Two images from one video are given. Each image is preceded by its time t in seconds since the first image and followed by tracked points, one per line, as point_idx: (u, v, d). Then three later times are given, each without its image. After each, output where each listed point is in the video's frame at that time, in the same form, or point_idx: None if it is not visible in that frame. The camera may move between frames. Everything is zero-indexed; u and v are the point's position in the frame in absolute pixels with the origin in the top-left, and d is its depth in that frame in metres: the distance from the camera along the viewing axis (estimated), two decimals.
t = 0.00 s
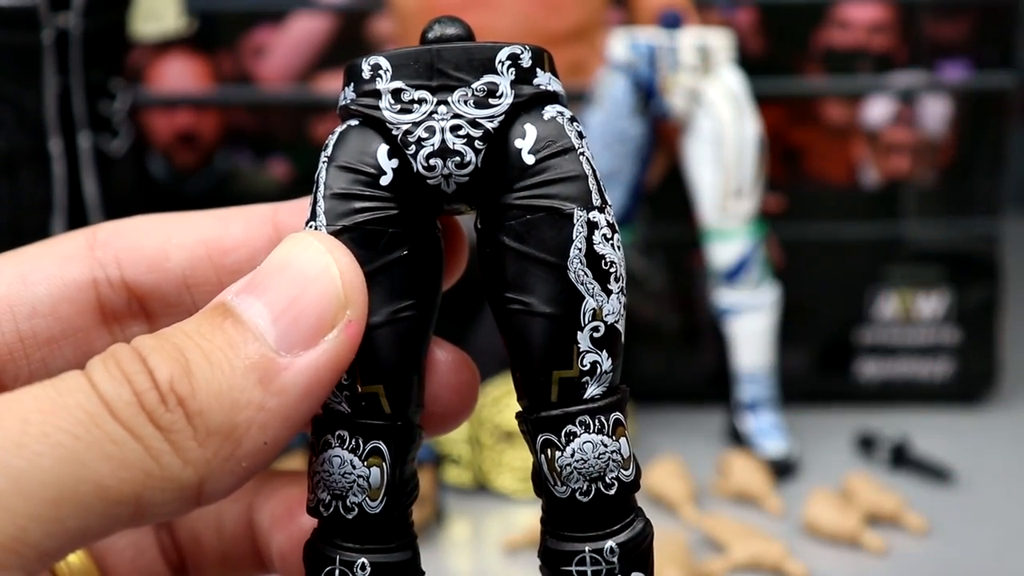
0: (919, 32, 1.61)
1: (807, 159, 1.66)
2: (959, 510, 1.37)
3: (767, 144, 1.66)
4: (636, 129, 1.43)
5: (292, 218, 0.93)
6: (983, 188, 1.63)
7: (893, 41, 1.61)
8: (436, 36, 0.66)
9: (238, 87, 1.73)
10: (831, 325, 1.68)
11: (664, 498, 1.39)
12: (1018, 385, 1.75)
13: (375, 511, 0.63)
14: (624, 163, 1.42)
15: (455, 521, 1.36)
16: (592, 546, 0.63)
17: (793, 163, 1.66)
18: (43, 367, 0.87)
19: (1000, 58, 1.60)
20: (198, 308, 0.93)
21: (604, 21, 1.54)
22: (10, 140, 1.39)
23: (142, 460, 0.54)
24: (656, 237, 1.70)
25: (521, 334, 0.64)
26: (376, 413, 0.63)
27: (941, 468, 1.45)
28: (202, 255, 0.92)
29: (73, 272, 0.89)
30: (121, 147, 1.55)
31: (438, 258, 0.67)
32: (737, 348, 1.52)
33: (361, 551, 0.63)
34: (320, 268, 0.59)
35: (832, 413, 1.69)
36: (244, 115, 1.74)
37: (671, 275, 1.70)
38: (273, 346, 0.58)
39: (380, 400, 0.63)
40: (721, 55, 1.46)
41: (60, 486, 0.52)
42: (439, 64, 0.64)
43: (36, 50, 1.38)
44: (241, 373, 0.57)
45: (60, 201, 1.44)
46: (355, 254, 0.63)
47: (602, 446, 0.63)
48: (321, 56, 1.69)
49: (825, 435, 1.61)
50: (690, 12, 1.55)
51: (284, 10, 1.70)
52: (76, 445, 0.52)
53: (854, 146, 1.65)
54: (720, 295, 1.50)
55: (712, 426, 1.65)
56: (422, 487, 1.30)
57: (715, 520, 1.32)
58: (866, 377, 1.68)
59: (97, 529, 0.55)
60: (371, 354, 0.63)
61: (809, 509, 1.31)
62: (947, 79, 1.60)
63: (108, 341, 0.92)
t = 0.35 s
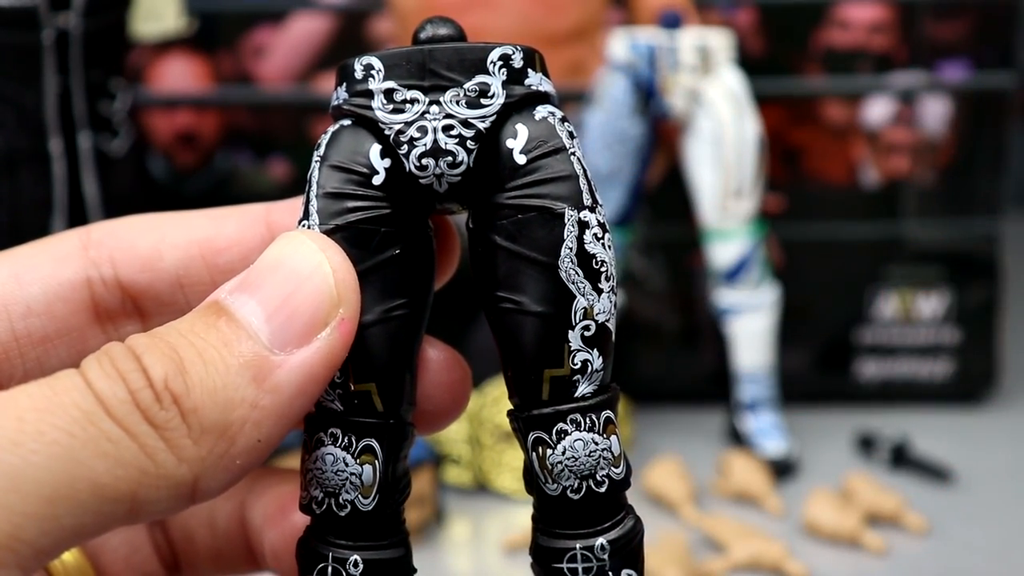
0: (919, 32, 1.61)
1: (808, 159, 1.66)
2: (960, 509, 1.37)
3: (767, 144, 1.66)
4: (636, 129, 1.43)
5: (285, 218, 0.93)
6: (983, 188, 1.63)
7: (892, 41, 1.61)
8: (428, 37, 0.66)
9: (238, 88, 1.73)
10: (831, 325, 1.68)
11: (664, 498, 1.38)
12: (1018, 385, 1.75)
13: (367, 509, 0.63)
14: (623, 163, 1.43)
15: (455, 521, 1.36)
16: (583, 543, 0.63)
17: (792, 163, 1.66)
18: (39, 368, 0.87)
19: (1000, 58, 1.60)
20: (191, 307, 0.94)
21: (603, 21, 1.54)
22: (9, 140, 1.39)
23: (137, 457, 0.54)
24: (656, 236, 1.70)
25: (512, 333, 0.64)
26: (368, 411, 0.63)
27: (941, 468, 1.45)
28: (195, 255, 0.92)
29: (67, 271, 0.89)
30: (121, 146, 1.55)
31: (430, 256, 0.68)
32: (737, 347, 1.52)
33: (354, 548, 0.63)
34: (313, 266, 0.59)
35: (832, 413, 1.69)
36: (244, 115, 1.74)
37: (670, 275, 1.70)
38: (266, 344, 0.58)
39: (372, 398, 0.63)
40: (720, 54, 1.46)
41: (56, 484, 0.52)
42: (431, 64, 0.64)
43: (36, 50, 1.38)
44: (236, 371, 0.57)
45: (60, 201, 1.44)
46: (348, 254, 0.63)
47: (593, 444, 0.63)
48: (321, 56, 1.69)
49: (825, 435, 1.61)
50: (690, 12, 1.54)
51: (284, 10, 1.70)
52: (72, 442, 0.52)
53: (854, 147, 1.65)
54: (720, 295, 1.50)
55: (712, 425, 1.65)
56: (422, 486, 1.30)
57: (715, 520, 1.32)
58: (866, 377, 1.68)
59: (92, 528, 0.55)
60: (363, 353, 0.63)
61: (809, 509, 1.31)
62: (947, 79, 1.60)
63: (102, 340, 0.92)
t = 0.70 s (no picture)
0: (918, 32, 1.61)
1: (808, 160, 1.66)
2: (959, 510, 1.37)
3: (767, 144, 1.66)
4: (636, 129, 1.43)
5: (291, 223, 0.94)
6: (982, 188, 1.63)
7: (893, 41, 1.61)
8: (434, 43, 0.66)
9: (238, 87, 1.73)
10: (831, 326, 1.68)
11: (664, 498, 1.39)
12: (1018, 385, 1.75)
13: (372, 517, 0.63)
14: (623, 163, 1.43)
15: (455, 521, 1.36)
16: (587, 552, 0.63)
17: (793, 163, 1.66)
18: (44, 373, 0.87)
19: (1000, 58, 1.60)
20: (197, 312, 0.94)
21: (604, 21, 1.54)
22: (10, 140, 1.38)
23: (143, 466, 0.54)
24: (657, 236, 1.70)
25: (518, 342, 0.65)
26: (373, 419, 0.64)
27: (941, 468, 1.45)
28: (202, 259, 0.92)
29: (73, 276, 0.89)
30: (121, 147, 1.56)
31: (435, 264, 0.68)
32: (738, 347, 1.52)
33: (359, 556, 0.63)
34: (319, 275, 0.60)
35: (831, 413, 1.69)
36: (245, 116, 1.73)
37: (671, 275, 1.70)
38: (271, 353, 0.59)
39: (377, 406, 0.64)
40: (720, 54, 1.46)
41: (61, 492, 0.52)
42: (436, 72, 0.65)
43: (37, 50, 1.38)
44: (241, 380, 0.57)
45: (61, 201, 1.44)
46: (353, 262, 0.64)
47: (598, 454, 0.63)
48: (322, 56, 1.69)
49: (825, 434, 1.61)
50: (690, 12, 1.54)
51: (284, 10, 1.70)
52: (78, 451, 0.52)
53: (854, 147, 1.65)
54: (720, 295, 1.51)
55: (713, 425, 1.66)
56: (422, 486, 1.30)
57: (716, 520, 1.32)
58: (866, 377, 1.68)
59: (97, 536, 0.55)
60: (368, 360, 0.64)
61: (809, 509, 1.31)
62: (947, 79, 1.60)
63: (108, 346, 0.92)
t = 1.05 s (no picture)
0: (918, 31, 1.60)
1: (807, 159, 1.65)
2: (960, 510, 1.37)
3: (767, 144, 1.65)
4: (636, 128, 1.43)
5: (301, 242, 0.94)
6: (982, 188, 1.63)
7: (893, 41, 1.60)
8: (446, 69, 0.66)
9: (238, 87, 1.72)
10: (831, 326, 1.68)
11: (664, 499, 1.39)
12: (1019, 386, 1.75)
13: (377, 534, 0.64)
14: (623, 163, 1.42)
15: (456, 521, 1.36)
16: (587, 572, 0.63)
17: (793, 162, 1.65)
18: (55, 387, 0.88)
19: (1001, 58, 1.59)
20: (208, 330, 0.94)
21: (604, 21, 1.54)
22: (9, 141, 1.38)
23: (158, 483, 0.54)
24: (657, 236, 1.69)
25: (525, 366, 0.65)
26: (381, 439, 0.64)
27: (941, 469, 1.45)
28: (212, 278, 0.93)
29: (85, 293, 0.89)
30: (120, 146, 1.55)
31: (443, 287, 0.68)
32: (737, 348, 1.52)
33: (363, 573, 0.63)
34: (332, 296, 0.60)
35: (831, 414, 1.69)
36: (244, 116, 1.73)
37: (670, 274, 1.70)
38: (284, 374, 0.59)
39: (385, 427, 0.64)
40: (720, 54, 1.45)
41: (77, 508, 0.52)
42: (450, 99, 0.65)
43: (36, 50, 1.37)
44: (255, 400, 0.57)
45: (60, 200, 1.43)
46: (366, 287, 0.64)
47: (600, 476, 0.64)
48: (321, 56, 1.69)
49: (826, 434, 1.61)
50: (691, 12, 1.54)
51: (283, 10, 1.69)
52: (95, 467, 0.52)
53: (854, 146, 1.64)
54: (720, 294, 1.50)
55: (713, 426, 1.66)
56: (422, 486, 1.30)
57: (716, 521, 1.32)
58: (866, 377, 1.68)
59: (110, 552, 0.55)
60: (378, 381, 0.64)
61: (809, 509, 1.31)
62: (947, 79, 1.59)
63: (118, 363, 0.92)
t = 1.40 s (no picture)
0: (918, 31, 1.60)
1: (808, 159, 1.65)
2: (959, 509, 1.37)
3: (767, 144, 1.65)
4: (636, 128, 1.43)
5: (305, 243, 0.94)
6: (983, 188, 1.62)
7: (893, 41, 1.60)
8: (456, 73, 0.65)
9: (238, 88, 1.72)
10: (831, 325, 1.68)
11: (665, 499, 1.39)
12: (1019, 386, 1.75)
13: (383, 542, 0.64)
14: (624, 164, 1.42)
15: (455, 521, 1.36)
16: None
17: (793, 162, 1.65)
18: (57, 389, 0.88)
19: (1001, 57, 1.59)
20: (211, 330, 0.95)
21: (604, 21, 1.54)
22: (9, 141, 1.38)
23: (164, 495, 0.54)
24: (656, 236, 1.69)
25: (534, 375, 0.65)
26: (388, 447, 0.65)
27: (941, 468, 1.45)
28: (216, 278, 0.93)
29: (88, 293, 0.89)
30: (120, 146, 1.56)
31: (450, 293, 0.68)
32: (737, 348, 1.52)
33: None
34: (340, 305, 0.60)
35: (831, 414, 1.69)
36: (244, 115, 1.73)
37: (670, 270, 1.70)
38: (291, 383, 0.59)
39: (392, 435, 0.65)
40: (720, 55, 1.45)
41: (83, 521, 0.52)
42: (462, 106, 0.64)
43: (35, 50, 1.37)
44: (261, 410, 0.57)
45: (60, 201, 1.43)
46: (375, 294, 0.64)
47: (609, 486, 0.64)
48: (321, 56, 1.69)
49: (825, 434, 1.61)
50: (690, 11, 1.54)
51: (283, 10, 1.69)
52: (101, 480, 0.52)
53: (855, 147, 1.64)
54: (720, 294, 1.50)
55: (713, 426, 1.66)
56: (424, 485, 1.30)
57: (717, 521, 1.32)
58: (866, 377, 1.68)
59: (116, 564, 0.55)
60: (387, 389, 0.64)
61: (809, 510, 1.31)
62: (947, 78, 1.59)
63: (120, 364, 0.92)
